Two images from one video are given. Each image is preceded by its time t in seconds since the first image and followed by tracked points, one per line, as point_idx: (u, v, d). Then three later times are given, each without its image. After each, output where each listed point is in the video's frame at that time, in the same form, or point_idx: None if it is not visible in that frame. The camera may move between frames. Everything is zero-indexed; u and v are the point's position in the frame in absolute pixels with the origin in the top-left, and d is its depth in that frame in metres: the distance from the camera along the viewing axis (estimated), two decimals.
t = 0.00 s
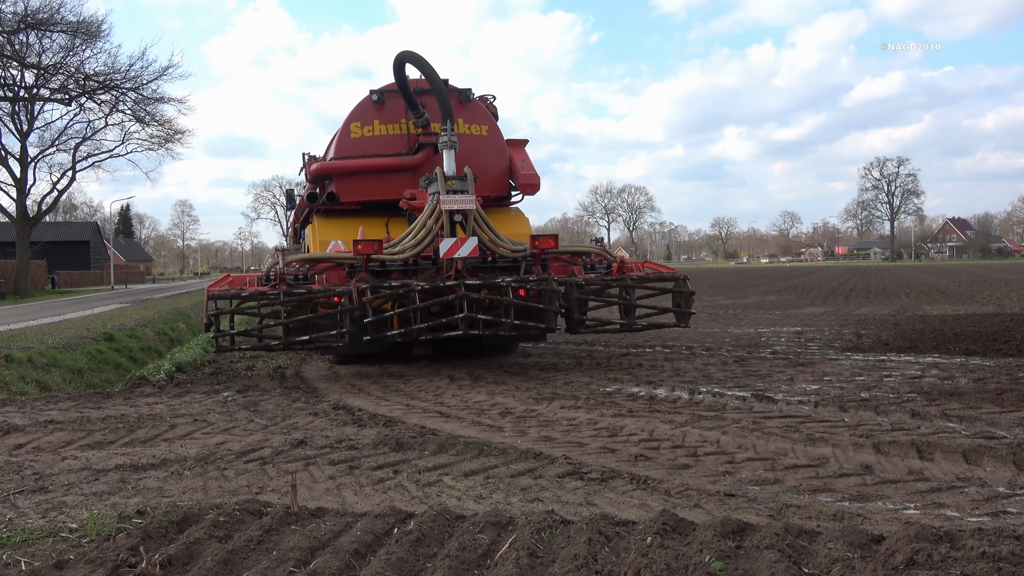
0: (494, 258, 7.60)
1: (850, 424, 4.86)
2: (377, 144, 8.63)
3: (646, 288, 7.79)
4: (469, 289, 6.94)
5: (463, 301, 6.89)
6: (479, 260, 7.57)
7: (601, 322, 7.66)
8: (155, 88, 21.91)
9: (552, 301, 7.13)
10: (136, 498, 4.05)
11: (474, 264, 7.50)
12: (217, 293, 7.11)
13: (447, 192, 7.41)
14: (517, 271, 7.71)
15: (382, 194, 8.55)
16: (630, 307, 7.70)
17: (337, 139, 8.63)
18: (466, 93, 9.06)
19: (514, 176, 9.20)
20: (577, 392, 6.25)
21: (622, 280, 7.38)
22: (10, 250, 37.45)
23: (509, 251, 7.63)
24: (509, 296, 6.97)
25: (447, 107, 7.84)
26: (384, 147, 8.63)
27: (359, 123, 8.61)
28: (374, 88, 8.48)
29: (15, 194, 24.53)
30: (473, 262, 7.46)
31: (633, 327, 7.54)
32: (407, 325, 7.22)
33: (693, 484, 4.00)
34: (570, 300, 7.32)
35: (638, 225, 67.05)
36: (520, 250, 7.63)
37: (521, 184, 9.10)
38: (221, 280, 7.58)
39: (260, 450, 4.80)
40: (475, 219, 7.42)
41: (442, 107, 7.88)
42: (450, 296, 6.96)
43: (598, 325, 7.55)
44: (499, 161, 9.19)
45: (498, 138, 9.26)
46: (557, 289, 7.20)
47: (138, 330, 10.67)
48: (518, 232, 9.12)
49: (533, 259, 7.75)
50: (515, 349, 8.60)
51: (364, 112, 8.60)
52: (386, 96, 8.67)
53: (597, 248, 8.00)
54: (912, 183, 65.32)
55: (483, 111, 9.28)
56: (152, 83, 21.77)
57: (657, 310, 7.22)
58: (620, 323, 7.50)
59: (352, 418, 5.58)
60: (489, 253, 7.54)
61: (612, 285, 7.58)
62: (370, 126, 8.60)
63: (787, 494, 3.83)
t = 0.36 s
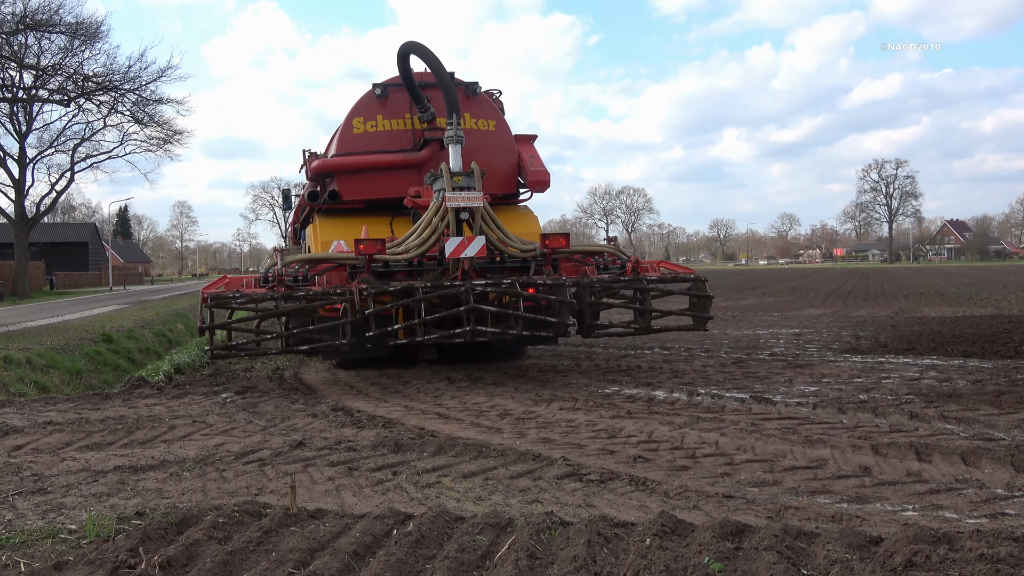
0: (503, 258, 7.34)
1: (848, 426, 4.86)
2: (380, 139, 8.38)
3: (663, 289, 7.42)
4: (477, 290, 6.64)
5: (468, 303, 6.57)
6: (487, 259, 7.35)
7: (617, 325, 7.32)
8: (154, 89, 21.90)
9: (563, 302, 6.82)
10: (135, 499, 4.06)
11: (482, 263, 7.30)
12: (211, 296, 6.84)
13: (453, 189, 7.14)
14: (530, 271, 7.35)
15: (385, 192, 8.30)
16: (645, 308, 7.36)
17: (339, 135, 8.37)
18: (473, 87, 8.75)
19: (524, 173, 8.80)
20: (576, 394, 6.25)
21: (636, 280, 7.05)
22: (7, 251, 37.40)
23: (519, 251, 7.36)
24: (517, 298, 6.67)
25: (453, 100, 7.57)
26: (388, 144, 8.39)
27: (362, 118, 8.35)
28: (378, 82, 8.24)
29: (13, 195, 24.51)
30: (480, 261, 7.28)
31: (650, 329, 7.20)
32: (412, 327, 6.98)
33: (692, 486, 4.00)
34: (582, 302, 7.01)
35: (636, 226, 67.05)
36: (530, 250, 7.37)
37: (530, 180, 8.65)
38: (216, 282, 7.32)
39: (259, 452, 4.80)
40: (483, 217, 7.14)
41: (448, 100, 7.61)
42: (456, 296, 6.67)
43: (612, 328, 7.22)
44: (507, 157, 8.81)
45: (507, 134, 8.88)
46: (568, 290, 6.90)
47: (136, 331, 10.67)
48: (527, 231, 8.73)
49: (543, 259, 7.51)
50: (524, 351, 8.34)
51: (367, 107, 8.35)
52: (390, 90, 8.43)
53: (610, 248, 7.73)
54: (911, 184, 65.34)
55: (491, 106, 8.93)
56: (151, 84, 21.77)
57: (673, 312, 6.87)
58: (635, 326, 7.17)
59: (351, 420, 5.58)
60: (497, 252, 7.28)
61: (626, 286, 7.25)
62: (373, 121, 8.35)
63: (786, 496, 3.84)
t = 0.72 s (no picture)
0: (511, 260, 7.10)
1: (845, 429, 4.87)
2: (381, 136, 8.31)
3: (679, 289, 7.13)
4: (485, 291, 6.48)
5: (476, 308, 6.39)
6: (494, 262, 7.04)
7: (631, 328, 7.04)
8: (151, 92, 21.88)
9: (575, 304, 6.57)
10: (132, 503, 4.06)
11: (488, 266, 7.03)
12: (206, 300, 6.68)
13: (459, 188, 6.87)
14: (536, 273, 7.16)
15: (388, 191, 8.23)
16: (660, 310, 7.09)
17: (339, 132, 8.30)
18: (478, 82, 8.47)
19: (531, 172, 8.62)
20: (574, 397, 6.25)
21: (650, 281, 6.79)
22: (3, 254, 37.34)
23: (526, 252, 7.08)
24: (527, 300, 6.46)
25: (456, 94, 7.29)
26: (390, 141, 8.32)
27: (363, 115, 8.29)
28: (378, 77, 8.20)
29: (10, 198, 24.49)
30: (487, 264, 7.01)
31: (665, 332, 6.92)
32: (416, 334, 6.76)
33: (689, 489, 4.00)
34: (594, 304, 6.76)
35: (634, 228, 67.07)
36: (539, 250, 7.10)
37: (538, 178, 8.55)
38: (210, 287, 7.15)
39: (256, 455, 4.80)
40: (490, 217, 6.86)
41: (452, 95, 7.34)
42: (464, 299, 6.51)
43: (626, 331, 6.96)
44: (513, 156, 8.58)
45: (514, 130, 8.67)
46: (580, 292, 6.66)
47: (133, 334, 10.65)
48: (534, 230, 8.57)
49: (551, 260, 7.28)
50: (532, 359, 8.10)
51: (368, 103, 8.30)
52: (391, 86, 8.37)
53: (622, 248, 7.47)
54: (907, 185, 65.48)
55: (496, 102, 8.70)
56: (148, 87, 21.75)
57: (688, 313, 6.60)
58: (650, 328, 6.89)
59: (349, 423, 5.58)
60: (504, 254, 7.01)
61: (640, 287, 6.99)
62: (374, 118, 8.28)
63: (783, 499, 3.84)
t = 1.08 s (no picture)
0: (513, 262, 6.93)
1: (841, 433, 4.87)
2: (381, 131, 8.30)
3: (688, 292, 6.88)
4: (482, 296, 6.25)
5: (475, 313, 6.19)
6: (495, 262, 6.91)
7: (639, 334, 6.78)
8: (149, 92, 21.87)
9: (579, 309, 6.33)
10: (128, 503, 4.06)
11: (488, 267, 6.86)
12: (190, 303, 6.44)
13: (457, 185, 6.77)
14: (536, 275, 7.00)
15: (389, 188, 8.18)
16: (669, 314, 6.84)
17: (340, 127, 8.28)
18: (485, 75, 8.33)
19: (538, 169, 8.43)
20: (570, 400, 6.25)
21: (658, 285, 6.52)
22: None
23: (529, 254, 6.91)
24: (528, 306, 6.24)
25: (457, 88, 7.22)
26: (390, 137, 8.30)
27: (363, 109, 8.29)
28: (379, 70, 8.21)
29: (7, 198, 24.45)
30: (487, 265, 6.83)
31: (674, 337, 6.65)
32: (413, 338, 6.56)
33: (685, 492, 4.00)
34: (599, 309, 6.51)
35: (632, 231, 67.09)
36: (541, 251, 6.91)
37: (545, 177, 8.29)
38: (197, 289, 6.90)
39: (252, 455, 4.80)
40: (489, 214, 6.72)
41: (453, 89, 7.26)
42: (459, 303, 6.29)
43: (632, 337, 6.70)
44: (520, 152, 8.41)
45: (520, 127, 8.50)
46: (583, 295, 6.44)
47: (129, 334, 10.63)
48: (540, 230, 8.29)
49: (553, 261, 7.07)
50: (536, 365, 7.91)
51: (369, 98, 8.30)
52: (392, 79, 8.38)
53: (629, 249, 7.22)
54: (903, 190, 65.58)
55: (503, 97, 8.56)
56: (146, 87, 21.73)
57: (698, 318, 6.33)
58: (658, 334, 6.63)
59: (346, 424, 5.58)
60: (505, 255, 6.86)
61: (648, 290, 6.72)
62: (374, 113, 8.28)
63: (779, 503, 3.84)
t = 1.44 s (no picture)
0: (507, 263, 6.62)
1: (836, 438, 4.87)
2: (383, 127, 8.12)
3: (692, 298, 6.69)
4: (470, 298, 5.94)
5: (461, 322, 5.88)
6: (488, 264, 6.64)
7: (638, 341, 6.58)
8: (146, 94, 21.84)
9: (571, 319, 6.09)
10: (122, 504, 4.06)
11: (481, 268, 6.61)
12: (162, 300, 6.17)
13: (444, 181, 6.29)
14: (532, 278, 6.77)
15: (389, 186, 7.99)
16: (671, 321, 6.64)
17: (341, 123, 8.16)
18: (490, 70, 7.96)
19: (545, 168, 8.07)
20: (566, 403, 6.25)
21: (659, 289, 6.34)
22: None
23: (524, 256, 6.49)
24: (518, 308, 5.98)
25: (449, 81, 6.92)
26: (392, 133, 8.12)
27: (365, 104, 8.14)
28: (381, 64, 8.01)
29: (4, 198, 24.40)
30: (479, 266, 6.58)
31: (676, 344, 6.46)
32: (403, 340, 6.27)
33: (681, 496, 4.00)
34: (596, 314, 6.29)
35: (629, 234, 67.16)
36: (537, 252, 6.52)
37: (553, 175, 7.93)
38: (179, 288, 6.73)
39: (248, 457, 4.79)
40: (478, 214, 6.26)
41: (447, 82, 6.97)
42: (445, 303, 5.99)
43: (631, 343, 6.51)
44: (526, 151, 8.08)
45: (528, 124, 8.16)
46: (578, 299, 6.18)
47: (125, 335, 10.60)
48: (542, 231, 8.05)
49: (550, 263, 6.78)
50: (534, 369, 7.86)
51: (370, 93, 8.13)
52: (394, 73, 8.19)
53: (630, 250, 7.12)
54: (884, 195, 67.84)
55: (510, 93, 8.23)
56: (143, 88, 21.70)
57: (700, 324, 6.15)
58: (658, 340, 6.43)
59: (341, 426, 5.57)
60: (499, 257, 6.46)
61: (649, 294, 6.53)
62: (376, 108, 8.11)
63: (773, 507, 3.84)
